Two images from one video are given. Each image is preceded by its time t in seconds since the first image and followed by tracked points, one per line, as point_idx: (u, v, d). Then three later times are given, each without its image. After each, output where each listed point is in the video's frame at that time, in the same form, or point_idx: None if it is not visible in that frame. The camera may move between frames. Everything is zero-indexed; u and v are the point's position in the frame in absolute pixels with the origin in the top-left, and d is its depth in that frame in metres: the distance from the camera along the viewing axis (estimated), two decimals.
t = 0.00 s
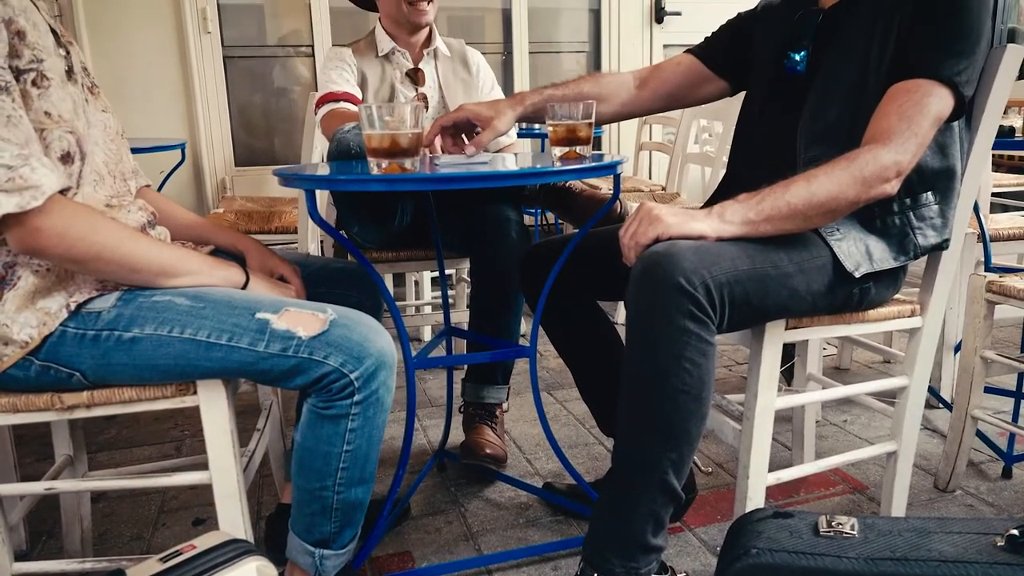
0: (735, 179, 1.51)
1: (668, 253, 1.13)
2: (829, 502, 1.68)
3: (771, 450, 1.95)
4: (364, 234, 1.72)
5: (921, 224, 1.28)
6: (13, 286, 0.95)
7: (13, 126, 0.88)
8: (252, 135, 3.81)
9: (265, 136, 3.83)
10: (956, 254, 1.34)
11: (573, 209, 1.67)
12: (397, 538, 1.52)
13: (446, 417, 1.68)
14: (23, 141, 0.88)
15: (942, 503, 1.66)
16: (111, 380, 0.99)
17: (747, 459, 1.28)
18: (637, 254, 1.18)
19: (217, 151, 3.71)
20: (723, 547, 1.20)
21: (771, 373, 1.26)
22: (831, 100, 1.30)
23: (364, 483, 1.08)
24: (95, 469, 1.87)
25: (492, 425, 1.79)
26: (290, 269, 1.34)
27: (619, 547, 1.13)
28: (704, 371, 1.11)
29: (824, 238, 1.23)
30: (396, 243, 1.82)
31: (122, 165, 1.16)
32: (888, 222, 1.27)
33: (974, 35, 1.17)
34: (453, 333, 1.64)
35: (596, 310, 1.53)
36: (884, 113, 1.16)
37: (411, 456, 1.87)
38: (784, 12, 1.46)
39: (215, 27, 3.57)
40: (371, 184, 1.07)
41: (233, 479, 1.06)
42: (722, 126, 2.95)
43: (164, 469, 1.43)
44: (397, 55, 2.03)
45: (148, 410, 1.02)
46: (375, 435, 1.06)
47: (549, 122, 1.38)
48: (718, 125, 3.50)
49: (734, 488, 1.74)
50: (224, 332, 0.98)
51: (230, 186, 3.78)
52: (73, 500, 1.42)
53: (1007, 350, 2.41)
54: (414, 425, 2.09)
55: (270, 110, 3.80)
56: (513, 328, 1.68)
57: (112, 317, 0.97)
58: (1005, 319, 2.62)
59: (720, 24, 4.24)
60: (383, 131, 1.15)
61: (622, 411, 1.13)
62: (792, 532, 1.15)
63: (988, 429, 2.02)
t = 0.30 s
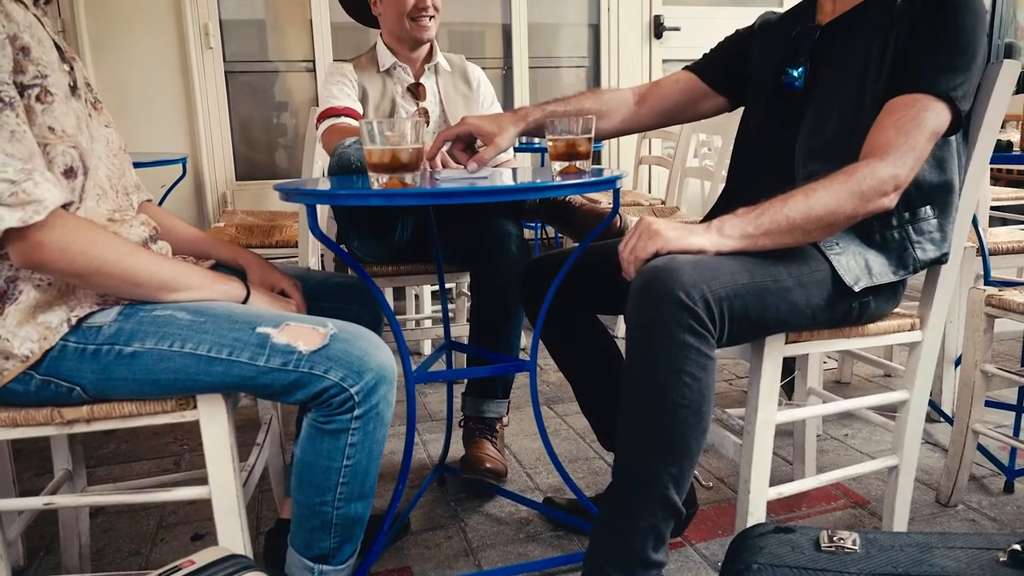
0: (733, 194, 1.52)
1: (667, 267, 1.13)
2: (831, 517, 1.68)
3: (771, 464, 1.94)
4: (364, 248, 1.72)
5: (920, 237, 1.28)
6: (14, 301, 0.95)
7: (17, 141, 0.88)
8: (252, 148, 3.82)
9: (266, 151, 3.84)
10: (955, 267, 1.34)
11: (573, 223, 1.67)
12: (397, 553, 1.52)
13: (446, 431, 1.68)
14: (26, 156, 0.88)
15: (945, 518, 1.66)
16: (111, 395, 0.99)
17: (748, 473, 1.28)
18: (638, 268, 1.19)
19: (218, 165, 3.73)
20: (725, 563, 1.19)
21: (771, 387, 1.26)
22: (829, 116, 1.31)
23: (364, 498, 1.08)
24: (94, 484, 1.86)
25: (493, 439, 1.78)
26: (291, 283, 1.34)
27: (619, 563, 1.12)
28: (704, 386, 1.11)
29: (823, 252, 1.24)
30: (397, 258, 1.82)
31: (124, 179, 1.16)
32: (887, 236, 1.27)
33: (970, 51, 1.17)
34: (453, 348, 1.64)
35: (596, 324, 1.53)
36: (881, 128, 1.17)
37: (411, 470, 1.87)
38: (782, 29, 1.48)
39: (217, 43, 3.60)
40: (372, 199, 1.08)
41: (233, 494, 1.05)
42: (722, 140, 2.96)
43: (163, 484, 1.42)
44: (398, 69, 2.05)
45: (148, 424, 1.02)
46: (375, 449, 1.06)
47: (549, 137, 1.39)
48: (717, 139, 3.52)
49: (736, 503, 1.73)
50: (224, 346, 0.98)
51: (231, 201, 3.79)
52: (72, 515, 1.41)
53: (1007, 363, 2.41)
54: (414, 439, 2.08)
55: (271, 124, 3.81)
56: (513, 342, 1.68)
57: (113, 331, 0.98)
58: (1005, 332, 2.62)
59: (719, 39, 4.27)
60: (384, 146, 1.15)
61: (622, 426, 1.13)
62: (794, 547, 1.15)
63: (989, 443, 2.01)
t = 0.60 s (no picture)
0: (732, 210, 1.52)
1: (667, 284, 1.13)
2: (832, 534, 1.67)
3: (772, 481, 1.94)
4: (364, 264, 1.73)
5: (920, 253, 1.29)
6: (15, 317, 0.95)
7: (20, 158, 0.89)
8: (253, 164, 3.83)
9: (267, 167, 3.86)
10: (954, 283, 1.34)
11: (573, 240, 1.68)
12: (396, 571, 1.51)
13: (446, 447, 1.67)
14: (29, 173, 0.89)
15: (947, 535, 1.65)
16: (111, 411, 0.99)
17: (748, 489, 1.27)
18: (637, 285, 1.19)
19: (219, 181, 3.74)
20: None
21: (771, 404, 1.26)
22: (826, 133, 1.31)
23: (364, 515, 1.07)
24: (92, 501, 1.85)
25: (493, 456, 1.78)
26: (292, 299, 1.35)
27: None
28: (704, 402, 1.11)
29: (822, 268, 1.24)
30: (397, 274, 1.83)
31: (126, 196, 1.17)
32: (886, 252, 1.28)
33: (966, 68, 1.19)
34: (453, 364, 1.64)
35: (597, 340, 1.53)
36: (879, 145, 1.18)
37: (411, 487, 1.86)
38: (780, 48, 1.49)
39: (219, 60, 3.63)
40: (373, 215, 1.08)
41: (232, 511, 1.05)
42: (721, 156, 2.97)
43: (162, 502, 1.42)
44: (399, 86, 2.06)
45: (148, 441, 1.02)
46: (375, 466, 1.05)
47: (549, 151, 1.39)
48: (716, 155, 3.53)
49: (737, 520, 1.72)
50: (224, 362, 0.98)
51: (232, 217, 3.79)
52: (70, 533, 1.41)
53: (1008, 379, 2.40)
54: (414, 455, 2.08)
55: (271, 140, 3.83)
56: (513, 358, 1.68)
57: (114, 347, 0.98)
58: (1006, 348, 2.62)
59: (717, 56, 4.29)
60: (385, 163, 1.16)
61: (623, 443, 1.13)
62: (796, 564, 1.12)
63: (991, 459, 2.00)
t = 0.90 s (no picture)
0: (731, 224, 1.53)
1: (667, 299, 1.14)
2: (834, 550, 1.66)
3: (774, 496, 1.93)
4: (364, 279, 1.73)
5: (919, 269, 1.29)
6: (16, 331, 0.95)
7: (25, 172, 0.90)
8: (254, 180, 3.83)
9: (268, 182, 3.87)
10: (954, 298, 1.34)
11: (573, 255, 1.68)
12: None
13: (446, 463, 1.67)
14: (33, 187, 0.89)
15: (949, 551, 1.64)
16: (111, 427, 0.99)
17: (749, 505, 1.27)
18: (637, 300, 1.19)
19: (220, 197, 3.75)
20: None
21: (772, 419, 1.26)
22: (825, 149, 1.32)
23: (363, 532, 1.07)
24: (91, 517, 1.85)
25: (493, 471, 1.78)
26: (292, 314, 1.35)
27: None
28: (704, 418, 1.11)
29: (822, 284, 1.24)
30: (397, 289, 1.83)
31: (127, 211, 1.18)
32: (886, 268, 1.28)
33: (962, 86, 1.20)
34: (454, 379, 1.64)
35: (597, 356, 1.53)
36: (877, 161, 1.19)
37: (411, 503, 1.85)
38: (778, 65, 1.50)
39: (221, 76, 3.65)
40: (374, 231, 1.09)
41: (232, 527, 1.05)
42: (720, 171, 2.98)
43: (161, 518, 1.41)
44: (399, 102, 2.07)
45: (147, 457, 1.01)
46: (375, 482, 1.05)
47: (549, 167, 1.40)
48: (716, 170, 3.55)
49: (738, 536, 1.72)
50: (224, 378, 0.98)
51: (233, 232, 3.80)
52: (68, 549, 1.40)
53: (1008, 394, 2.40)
54: (414, 471, 2.07)
55: (272, 155, 3.84)
56: (513, 373, 1.67)
57: (114, 363, 0.98)
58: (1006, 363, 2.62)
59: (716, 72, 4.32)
60: (385, 179, 1.17)
61: (623, 458, 1.13)
62: None
63: (993, 475, 2.00)
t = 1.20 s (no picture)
0: (730, 239, 1.54)
1: (667, 314, 1.14)
2: (836, 567, 1.65)
3: (775, 513, 1.92)
4: (364, 295, 1.74)
5: (919, 284, 1.29)
6: (16, 348, 0.95)
7: (26, 190, 0.90)
8: (254, 195, 3.84)
9: (268, 198, 3.87)
10: (953, 313, 1.34)
11: (573, 270, 1.68)
12: None
13: (446, 479, 1.67)
14: (35, 204, 0.90)
15: (952, 568, 1.63)
16: (111, 443, 0.99)
17: (750, 521, 1.27)
18: (637, 315, 1.19)
19: (221, 212, 3.76)
20: None
21: (772, 435, 1.26)
22: (823, 165, 1.33)
23: (362, 549, 1.06)
24: (89, 533, 1.84)
25: (493, 487, 1.77)
26: (293, 331, 1.35)
27: None
28: (704, 434, 1.11)
29: (821, 299, 1.25)
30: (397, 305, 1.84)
31: (128, 228, 1.18)
32: (885, 283, 1.28)
33: (959, 103, 1.21)
34: (454, 395, 1.64)
35: (597, 371, 1.54)
36: (875, 177, 1.20)
37: (410, 520, 1.85)
38: (776, 81, 1.51)
39: (223, 93, 3.67)
40: (374, 247, 1.09)
41: (231, 544, 1.04)
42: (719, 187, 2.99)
43: (159, 534, 1.41)
44: (399, 117, 2.08)
45: (147, 473, 1.01)
46: (375, 499, 1.05)
47: (549, 183, 1.40)
48: (715, 185, 3.56)
49: (739, 552, 1.71)
50: (224, 394, 0.98)
51: (233, 247, 3.80)
52: (66, 566, 1.40)
53: (1009, 409, 2.39)
54: (414, 487, 2.07)
55: (273, 171, 3.85)
56: (513, 389, 1.67)
57: (114, 379, 0.98)
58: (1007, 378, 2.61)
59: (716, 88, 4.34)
60: (386, 196, 1.17)
61: (623, 474, 1.13)
62: None
63: (995, 491, 1.99)
